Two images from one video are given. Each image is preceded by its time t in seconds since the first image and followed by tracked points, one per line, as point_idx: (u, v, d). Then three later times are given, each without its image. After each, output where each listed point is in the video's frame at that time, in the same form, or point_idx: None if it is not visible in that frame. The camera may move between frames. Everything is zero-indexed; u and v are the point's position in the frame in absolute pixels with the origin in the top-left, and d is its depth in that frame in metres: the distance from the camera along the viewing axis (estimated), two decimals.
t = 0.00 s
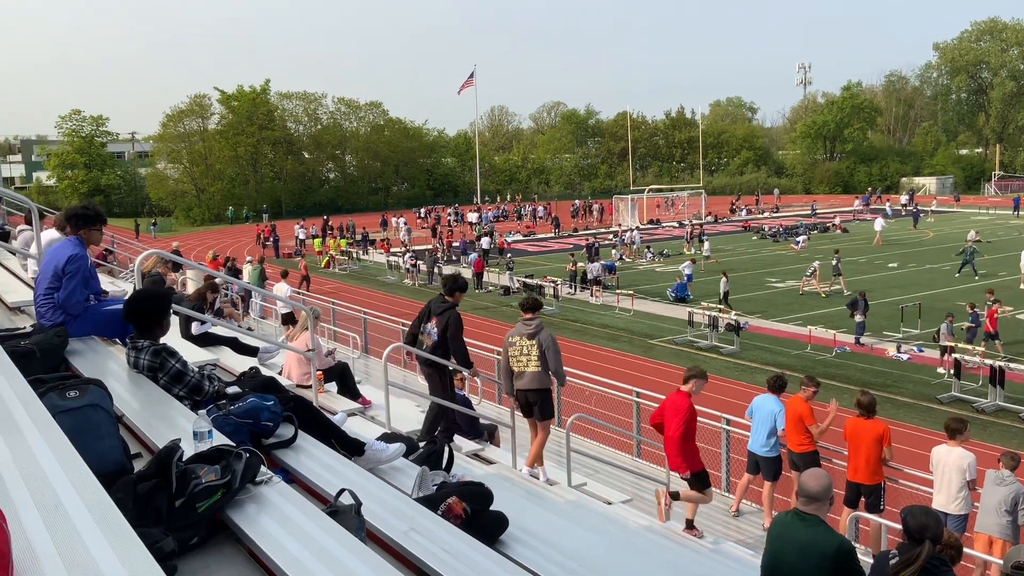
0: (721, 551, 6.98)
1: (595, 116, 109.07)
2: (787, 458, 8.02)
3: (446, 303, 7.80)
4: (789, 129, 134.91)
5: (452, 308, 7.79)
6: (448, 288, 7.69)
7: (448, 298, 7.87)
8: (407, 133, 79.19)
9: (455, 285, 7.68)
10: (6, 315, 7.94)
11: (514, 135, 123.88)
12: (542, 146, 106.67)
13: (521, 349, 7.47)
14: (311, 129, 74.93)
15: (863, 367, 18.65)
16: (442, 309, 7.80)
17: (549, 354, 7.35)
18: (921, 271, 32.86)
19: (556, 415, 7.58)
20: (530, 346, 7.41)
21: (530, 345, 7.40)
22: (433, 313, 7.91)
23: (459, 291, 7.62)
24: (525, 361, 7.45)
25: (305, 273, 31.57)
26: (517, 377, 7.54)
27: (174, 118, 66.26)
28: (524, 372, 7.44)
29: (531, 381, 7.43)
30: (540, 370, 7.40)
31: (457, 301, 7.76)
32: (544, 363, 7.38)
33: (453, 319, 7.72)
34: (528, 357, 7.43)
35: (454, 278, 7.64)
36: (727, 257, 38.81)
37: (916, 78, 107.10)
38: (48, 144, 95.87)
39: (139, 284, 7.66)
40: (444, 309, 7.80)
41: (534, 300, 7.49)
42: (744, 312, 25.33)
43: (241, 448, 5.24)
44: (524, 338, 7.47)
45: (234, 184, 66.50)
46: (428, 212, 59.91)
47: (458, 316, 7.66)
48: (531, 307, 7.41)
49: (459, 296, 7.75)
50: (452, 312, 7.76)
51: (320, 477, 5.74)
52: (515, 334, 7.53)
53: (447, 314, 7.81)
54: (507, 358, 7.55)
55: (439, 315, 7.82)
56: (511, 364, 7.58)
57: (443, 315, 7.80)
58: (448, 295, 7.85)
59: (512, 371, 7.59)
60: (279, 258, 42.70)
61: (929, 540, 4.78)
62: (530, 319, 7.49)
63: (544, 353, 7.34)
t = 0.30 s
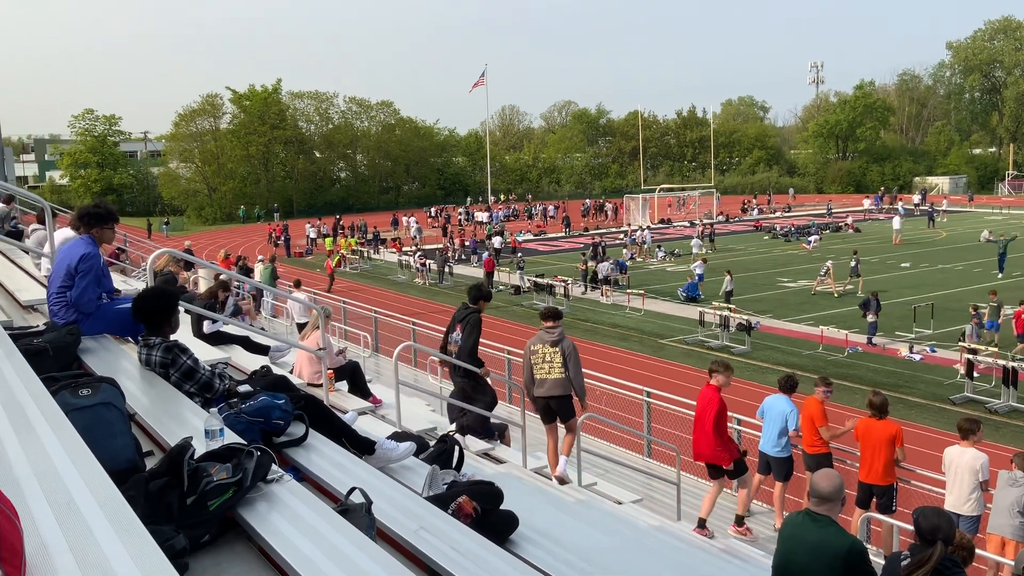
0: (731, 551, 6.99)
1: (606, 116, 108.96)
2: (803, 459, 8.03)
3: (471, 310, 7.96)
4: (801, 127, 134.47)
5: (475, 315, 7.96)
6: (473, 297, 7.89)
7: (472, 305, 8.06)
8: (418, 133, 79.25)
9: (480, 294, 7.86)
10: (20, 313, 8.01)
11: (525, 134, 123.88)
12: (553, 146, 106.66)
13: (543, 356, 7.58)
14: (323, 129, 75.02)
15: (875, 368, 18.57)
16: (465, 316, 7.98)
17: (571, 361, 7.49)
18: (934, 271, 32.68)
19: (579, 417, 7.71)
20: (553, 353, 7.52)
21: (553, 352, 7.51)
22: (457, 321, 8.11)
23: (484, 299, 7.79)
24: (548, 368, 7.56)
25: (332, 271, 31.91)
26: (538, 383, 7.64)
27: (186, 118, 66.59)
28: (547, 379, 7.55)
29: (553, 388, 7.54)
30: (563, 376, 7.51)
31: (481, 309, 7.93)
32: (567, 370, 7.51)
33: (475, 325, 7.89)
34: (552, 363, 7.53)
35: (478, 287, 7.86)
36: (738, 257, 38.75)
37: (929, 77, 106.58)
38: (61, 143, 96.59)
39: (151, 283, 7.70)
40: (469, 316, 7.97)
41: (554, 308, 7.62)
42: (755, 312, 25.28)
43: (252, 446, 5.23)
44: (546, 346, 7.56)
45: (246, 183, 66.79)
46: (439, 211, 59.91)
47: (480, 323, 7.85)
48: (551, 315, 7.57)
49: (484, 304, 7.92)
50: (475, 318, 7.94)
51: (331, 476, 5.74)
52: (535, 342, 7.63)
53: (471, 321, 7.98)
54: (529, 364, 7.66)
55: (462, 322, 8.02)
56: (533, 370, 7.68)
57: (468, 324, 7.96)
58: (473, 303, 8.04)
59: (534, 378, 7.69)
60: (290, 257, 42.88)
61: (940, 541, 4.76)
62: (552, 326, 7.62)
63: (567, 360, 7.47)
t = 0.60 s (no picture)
0: (739, 552, 6.99)
1: (615, 116, 108.85)
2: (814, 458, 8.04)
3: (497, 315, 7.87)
4: (811, 126, 134.04)
5: (501, 320, 7.88)
6: (498, 302, 7.82)
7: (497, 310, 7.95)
8: (427, 132, 79.31)
9: (504, 299, 7.83)
10: (31, 313, 8.05)
11: (534, 133, 123.85)
12: (561, 145, 106.61)
13: (565, 362, 7.57)
14: (332, 128, 75.11)
15: (885, 367, 18.51)
16: (491, 321, 7.86)
17: (592, 369, 7.61)
18: (945, 270, 32.51)
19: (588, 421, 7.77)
20: (575, 361, 7.55)
21: (576, 359, 7.53)
22: (482, 326, 7.98)
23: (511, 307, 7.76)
24: (570, 375, 7.57)
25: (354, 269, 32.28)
26: (559, 390, 7.63)
27: (196, 118, 66.88)
28: (568, 386, 7.57)
29: (573, 394, 7.58)
30: (586, 384, 7.58)
31: (507, 314, 7.88)
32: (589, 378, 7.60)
33: (502, 330, 7.80)
34: (574, 371, 7.55)
35: (504, 293, 7.81)
36: (748, 256, 38.69)
37: (940, 76, 106.12)
38: (71, 142, 97.09)
39: (161, 282, 7.71)
40: (495, 322, 7.88)
41: (576, 315, 7.64)
42: (765, 311, 25.24)
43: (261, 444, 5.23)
44: (568, 352, 7.57)
45: (255, 183, 66.95)
46: (449, 210, 59.91)
47: (509, 329, 7.79)
48: (573, 322, 7.60)
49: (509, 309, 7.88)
50: (502, 323, 7.86)
51: (339, 474, 5.75)
52: (557, 348, 7.63)
53: (496, 327, 7.89)
54: (549, 371, 7.64)
55: (488, 328, 7.90)
56: (550, 376, 7.67)
57: (494, 329, 7.86)
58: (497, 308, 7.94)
59: (551, 385, 7.69)
60: (299, 256, 42.99)
61: (952, 541, 4.74)
62: (572, 333, 7.65)
63: (589, 369, 7.56)
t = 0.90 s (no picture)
0: (747, 552, 6.99)
1: (622, 115, 108.80)
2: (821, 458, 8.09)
3: (519, 321, 7.96)
4: (819, 125, 133.70)
5: (522, 326, 7.95)
6: (521, 307, 7.91)
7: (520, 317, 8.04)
8: (434, 132, 79.42)
9: (528, 304, 7.89)
10: (40, 312, 8.07)
11: (541, 133, 123.82)
12: (568, 145, 106.60)
13: (576, 361, 7.59)
14: (339, 128, 75.20)
15: (893, 367, 18.45)
16: (512, 327, 7.94)
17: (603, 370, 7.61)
18: (953, 270, 32.37)
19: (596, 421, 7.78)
20: (586, 359, 7.55)
21: (587, 359, 7.54)
22: (505, 332, 8.08)
23: (532, 310, 7.81)
24: (581, 373, 7.58)
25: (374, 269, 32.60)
26: (569, 388, 7.64)
27: (204, 117, 67.12)
28: (578, 384, 7.57)
29: (582, 392, 7.60)
30: (595, 384, 7.59)
31: (529, 320, 7.94)
32: (599, 377, 7.61)
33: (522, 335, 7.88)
34: (584, 369, 7.56)
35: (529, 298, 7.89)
36: (755, 256, 38.62)
37: (948, 75, 105.70)
38: (79, 143, 97.55)
39: (169, 281, 7.74)
40: (516, 327, 7.95)
41: (590, 314, 7.62)
42: (772, 311, 25.18)
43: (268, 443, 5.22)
44: (581, 351, 7.57)
45: (263, 182, 67.08)
46: (456, 210, 59.94)
47: (528, 333, 7.82)
48: (588, 321, 7.60)
49: (532, 315, 7.93)
50: (522, 329, 7.92)
51: (347, 473, 5.75)
52: (569, 345, 7.65)
53: (517, 332, 7.97)
54: (560, 368, 7.65)
55: (510, 333, 7.99)
56: (561, 374, 7.69)
57: (515, 333, 7.94)
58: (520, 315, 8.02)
59: (563, 381, 7.68)
60: (306, 255, 43.10)
61: (960, 542, 4.72)
62: (587, 334, 7.62)
63: (599, 371, 7.57)
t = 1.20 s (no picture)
0: (753, 552, 6.98)
1: (628, 115, 108.75)
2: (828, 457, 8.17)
3: (533, 326, 7.97)
4: (825, 125, 133.46)
5: (537, 331, 7.96)
6: (538, 313, 7.92)
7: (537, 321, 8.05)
8: (440, 132, 79.52)
9: (544, 311, 7.89)
10: (46, 311, 8.11)
11: (547, 132, 123.75)
12: (574, 144, 106.59)
13: (577, 358, 7.63)
14: (344, 128, 75.24)
15: (900, 367, 18.40)
16: (527, 331, 8.01)
17: (604, 368, 7.59)
18: (960, 270, 32.25)
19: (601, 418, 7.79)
20: (586, 357, 7.59)
21: (588, 357, 7.57)
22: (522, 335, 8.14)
23: (547, 318, 7.82)
24: (583, 370, 7.63)
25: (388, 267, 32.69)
26: (568, 384, 7.71)
27: (211, 117, 67.33)
28: (580, 380, 7.62)
29: (583, 389, 7.64)
30: (596, 380, 7.61)
31: (545, 326, 7.94)
32: (599, 375, 7.62)
33: (539, 342, 7.90)
34: (585, 366, 7.60)
35: (544, 304, 7.89)
36: (761, 255, 38.56)
37: (955, 74, 105.38)
38: (86, 142, 97.82)
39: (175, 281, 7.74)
40: (529, 331, 7.99)
41: (597, 314, 7.65)
42: (778, 311, 25.14)
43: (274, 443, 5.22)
44: (584, 351, 7.61)
45: (268, 182, 67.20)
46: (461, 210, 59.97)
47: (542, 341, 7.84)
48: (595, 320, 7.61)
49: (548, 322, 7.95)
50: (536, 335, 7.95)
51: (352, 472, 5.75)
52: (573, 344, 7.66)
53: (532, 337, 8.02)
54: (563, 365, 7.70)
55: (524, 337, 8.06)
56: (565, 371, 7.76)
57: (528, 337, 7.99)
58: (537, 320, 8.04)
59: (566, 379, 7.73)
60: (312, 255, 43.17)
61: (966, 542, 4.70)
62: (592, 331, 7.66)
63: (600, 366, 7.55)
